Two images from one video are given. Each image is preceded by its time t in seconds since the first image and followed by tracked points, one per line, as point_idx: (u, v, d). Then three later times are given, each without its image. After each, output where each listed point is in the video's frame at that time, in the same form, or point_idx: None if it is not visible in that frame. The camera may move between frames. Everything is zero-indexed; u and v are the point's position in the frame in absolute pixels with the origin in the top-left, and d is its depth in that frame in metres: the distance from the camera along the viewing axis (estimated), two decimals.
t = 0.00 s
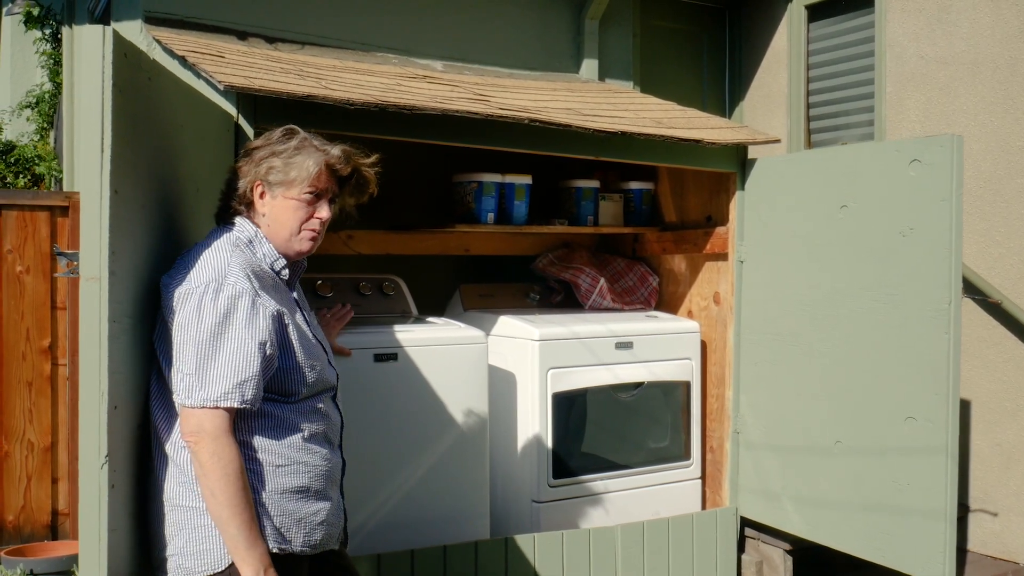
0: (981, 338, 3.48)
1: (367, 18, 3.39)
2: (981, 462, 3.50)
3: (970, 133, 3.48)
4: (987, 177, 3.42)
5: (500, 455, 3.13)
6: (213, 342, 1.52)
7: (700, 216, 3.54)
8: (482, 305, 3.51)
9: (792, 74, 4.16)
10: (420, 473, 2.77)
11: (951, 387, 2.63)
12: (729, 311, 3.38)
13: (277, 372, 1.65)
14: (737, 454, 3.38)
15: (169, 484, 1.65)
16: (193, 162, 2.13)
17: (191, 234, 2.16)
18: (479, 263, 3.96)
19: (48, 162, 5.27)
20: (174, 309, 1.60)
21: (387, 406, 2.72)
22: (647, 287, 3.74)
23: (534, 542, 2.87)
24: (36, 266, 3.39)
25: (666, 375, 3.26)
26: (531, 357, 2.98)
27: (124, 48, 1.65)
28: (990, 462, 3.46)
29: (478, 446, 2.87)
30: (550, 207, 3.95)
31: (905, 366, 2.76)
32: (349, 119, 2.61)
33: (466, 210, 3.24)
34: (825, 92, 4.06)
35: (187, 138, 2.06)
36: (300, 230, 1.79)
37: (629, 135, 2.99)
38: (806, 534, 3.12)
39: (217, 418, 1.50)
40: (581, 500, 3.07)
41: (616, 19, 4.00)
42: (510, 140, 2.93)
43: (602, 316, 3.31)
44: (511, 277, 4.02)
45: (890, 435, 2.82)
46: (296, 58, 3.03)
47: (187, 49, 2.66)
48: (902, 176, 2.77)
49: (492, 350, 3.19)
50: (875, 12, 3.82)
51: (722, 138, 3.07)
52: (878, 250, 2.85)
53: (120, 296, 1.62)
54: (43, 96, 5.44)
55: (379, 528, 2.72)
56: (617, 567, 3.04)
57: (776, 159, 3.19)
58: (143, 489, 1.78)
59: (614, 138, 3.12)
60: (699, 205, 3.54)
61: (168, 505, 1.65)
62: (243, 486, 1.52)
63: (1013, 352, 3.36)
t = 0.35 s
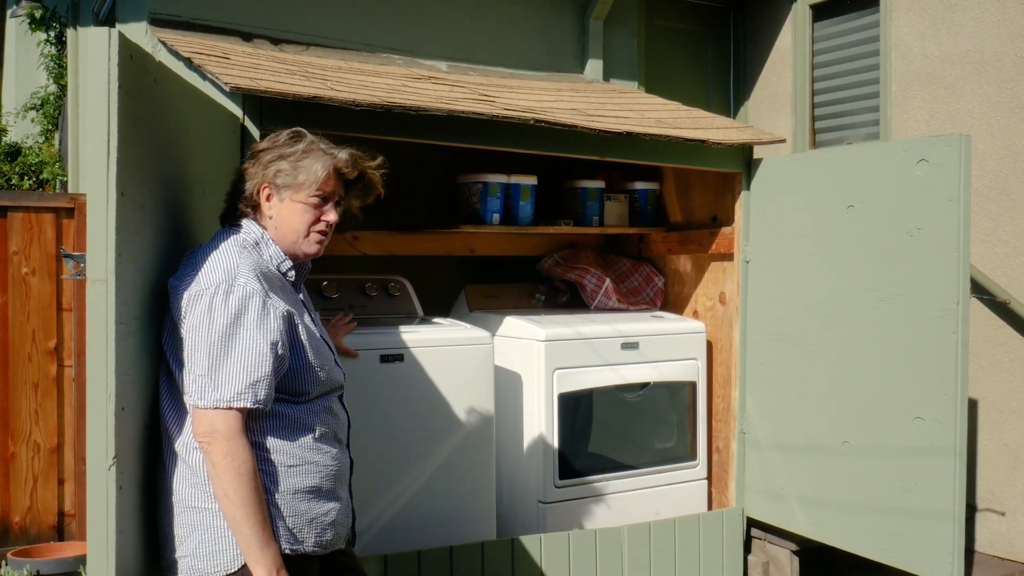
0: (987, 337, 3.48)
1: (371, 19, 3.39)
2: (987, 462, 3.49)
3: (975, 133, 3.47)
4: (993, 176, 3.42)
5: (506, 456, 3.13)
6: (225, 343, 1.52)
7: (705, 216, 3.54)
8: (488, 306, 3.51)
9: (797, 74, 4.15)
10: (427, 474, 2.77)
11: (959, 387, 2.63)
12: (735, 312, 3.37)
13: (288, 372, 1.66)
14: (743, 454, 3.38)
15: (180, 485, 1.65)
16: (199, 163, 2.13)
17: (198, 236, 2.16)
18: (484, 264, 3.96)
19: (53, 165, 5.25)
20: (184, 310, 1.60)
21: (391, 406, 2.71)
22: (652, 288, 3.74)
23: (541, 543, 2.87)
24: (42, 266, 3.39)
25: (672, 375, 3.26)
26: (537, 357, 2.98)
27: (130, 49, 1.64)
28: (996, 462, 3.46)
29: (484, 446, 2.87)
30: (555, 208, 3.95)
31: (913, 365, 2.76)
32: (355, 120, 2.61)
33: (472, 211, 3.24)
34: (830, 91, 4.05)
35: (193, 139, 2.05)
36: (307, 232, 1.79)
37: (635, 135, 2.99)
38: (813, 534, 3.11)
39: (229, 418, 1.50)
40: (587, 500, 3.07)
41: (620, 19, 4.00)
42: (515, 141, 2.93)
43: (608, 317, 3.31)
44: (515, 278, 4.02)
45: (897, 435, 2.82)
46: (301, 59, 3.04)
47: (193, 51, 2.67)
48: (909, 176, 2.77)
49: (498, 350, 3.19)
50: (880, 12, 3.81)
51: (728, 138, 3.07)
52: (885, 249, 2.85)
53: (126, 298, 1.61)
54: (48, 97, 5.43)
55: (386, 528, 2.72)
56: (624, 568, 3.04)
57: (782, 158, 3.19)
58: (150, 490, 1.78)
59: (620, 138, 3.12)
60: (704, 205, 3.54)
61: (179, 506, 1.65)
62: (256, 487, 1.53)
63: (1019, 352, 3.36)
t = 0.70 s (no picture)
0: (998, 337, 3.47)
1: (380, 17, 3.39)
2: (998, 463, 3.48)
3: (986, 133, 3.46)
4: (1004, 176, 3.41)
5: (514, 455, 3.12)
6: (233, 343, 1.51)
7: (714, 215, 3.53)
8: (496, 305, 3.50)
9: (806, 73, 4.14)
10: (435, 473, 2.76)
11: (968, 388, 2.61)
12: (744, 311, 3.36)
13: (298, 371, 1.66)
14: (752, 455, 3.37)
15: (190, 484, 1.65)
16: (207, 162, 2.12)
17: (206, 234, 2.15)
18: (492, 263, 3.96)
19: (61, 163, 5.25)
20: (192, 310, 1.59)
21: (398, 404, 2.70)
22: (661, 287, 3.73)
23: (550, 543, 2.86)
24: (50, 264, 3.40)
25: (680, 375, 3.24)
26: (545, 356, 2.97)
27: (137, 47, 1.64)
28: (1006, 463, 3.44)
29: (492, 446, 2.86)
30: (564, 207, 3.94)
31: (923, 366, 2.74)
32: (364, 118, 2.60)
33: (481, 210, 3.24)
34: (839, 91, 4.04)
35: (200, 137, 2.05)
36: (314, 231, 1.79)
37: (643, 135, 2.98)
38: (822, 536, 3.10)
39: (238, 418, 1.50)
40: (596, 499, 3.07)
41: (629, 18, 3.99)
42: (525, 140, 2.93)
43: (617, 316, 3.30)
44: (523, 277, 4.02)
45: (906, 436, 2.80)
46: (310, 58, 3.03)
47: (202, 49, 2.67)
48: (918, 175, 2.75)
49: (506, 350, 3.18)
50: (890, 11, 3.80)
51: (736, 137, 3.06)
52: (895, 249, 2.83)
53: (133, 297, 1.61)
54: (55, 96, 5.42)
55: (394, 528, 2.71)
56: (632, 568, 3.03)
57: (791, 157, 3.18)
58: (157, 489, 1.77)
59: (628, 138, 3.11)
60: (713, 204, 3.53)
61: (189, 505, 1.64)
62: (266, 486, 1.52)
63: None
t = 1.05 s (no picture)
0: (1004, 336, 3.45)
1: (385, 14, 3.38)
2: (1004, 463, 3.46)
3: (993, 131, 3.45)
4: (1011, 174, 3.39)
5: (519, 453, 3.11)
6: (245, 339, 1.50)
7: (720, 213, 3.52)
8: (500, 303, 3.49)
9: (812, 71, 4.12)
10: (439, 470, 2.75)
11: (972, 386, 2.60)
12: (749, 310, 3.35)
13: (306, 367, 1.66)
14: (757, 453, 3.36)
15: (197, 480, 1.63)
16: (209, 157, 2.11)
17: (209, 230, 2.14)
18: (496, 261, 3.95)
19: (65, 159, 5.25)
20: (201, 305, 1.58)
21: (402, 402, 2.70)
22: (666, 285, 3.72)
23: (554, 540, 2.85)
24: (53, 261, 3.39)
25: (685, 373, 3.23)
26: (550, 354, 2.96)
27: (137, 41, 1.63)
28: (1013, 463, 3.43)
29: (497, 443, 2.85)
30: (569, 205, 3.93)
31: (927, 365, 2.73)
32: (368, 115, 2.59)
33: (486, 207, 3.23)
34: (845, 89, 4.02)
35: (202, 132, 2.04)
36: (333, 230, 1.84)
37: (648, 132, 2.97)
38: (827, 536, 3.08)
39: (249, 414, 1.49)
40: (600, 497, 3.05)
41: (634, 15, 3.98)
42: (529, 137, 2.92)
43: (622, 315, 3.29)
44: (527, 275, 4.01)
45: (911, 435, 2.79)
46: (315, 54, 3.03)
47: (207, 45, 2.66)
48: (923, 173, 2.74)
49: (511, 348, 3.17)
50: (897, 9, 3.78)
51: (742, 135, 3.04)
52: (900, 248, 2.82)
53: (132, 291, 1.60)
54: (60, 93, 5.42)
55: (397, 525, 2.70)
56: (636, 567, 3.02)
57: (797, 155, 3.17)
58: (158, 486, 1.76)
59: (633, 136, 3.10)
60: (719, 202, 3.52)
61: (195, 501, 1.63)
62: (276, 483, 1.51)
63: None
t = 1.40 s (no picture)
0: (1007, 334, 3.44)
1: (385, 13, 3.37)
2: (1008, 461, 3.45)
3: (995, 128, 3.44)
4: (1014, 172, 3.38)
5: (520, 452, 3.10)
6: (250, 337, 1.50)
7: (721, 212, 3.51)
8: (502, 302, 3.49)
9: (814, 69, 4.11)
10: (440, 469, 2.75)
11: (972, 384, 2.58)
12: (751, 308, 3.34)
13: (309, 365, 1.65)
14: (759, 452, 3.35)
15: (200, 479, 1.63)
16: (207, 156, 2.11)
17: (208, 229, 2.14)
18: (498, 260, 3.94)
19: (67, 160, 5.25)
20: (204, 304, 1.57)
21: (404, 401, 2.69)
22: (668, 284, 3.71)
23: (556, 540, 2.84)
24: (53, 261, 3.38)
25: (687, 372, 3.22)
26: (552, 353, 2.95)
27: (131, 40, 1.62)
28: (1017, 461, 3.41)
29: (498, 442, 2.84)
30: (570, 204, 3.93)
31: (928, 362, 2.71)
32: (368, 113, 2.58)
33: (487, 206, 3.22)
34: (847, 87, 4.01)
35: (199, 131, 2.03)
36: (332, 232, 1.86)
37: (649, 130, 2.96)
38: (829, 535, 3.07)
39: (254, 412, 1.49)
40: (603, 496, 3.04)
41: (636, 14, 3.97)
42: (530, 135, 2.91)
43: (623, 313, 3.28)
44: (529, 274, 4.00)
45: (912, 434, 2.78)
46: (315, 53, 3.02)
47: (207, 44, 2.66)
48: (923, 170, 2.73)
49: (512, 347, 3.16)
50: (899, 6, 3.77)
51: (743, 133, 3.03)
52: (901, 245, 2.80)
53: (128, 291, 1.59)
54: (62, 94, 5.42)
55: (398, 525, 2.69)
56: (638, 566, 3.01)
57: (798, 153, 3.16)
58: (156, 485, 1.76)
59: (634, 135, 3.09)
60: (721, 201, 3.52)
61: (198, 500, 1.62)
62: (281, 481, 1.51)
63: None
